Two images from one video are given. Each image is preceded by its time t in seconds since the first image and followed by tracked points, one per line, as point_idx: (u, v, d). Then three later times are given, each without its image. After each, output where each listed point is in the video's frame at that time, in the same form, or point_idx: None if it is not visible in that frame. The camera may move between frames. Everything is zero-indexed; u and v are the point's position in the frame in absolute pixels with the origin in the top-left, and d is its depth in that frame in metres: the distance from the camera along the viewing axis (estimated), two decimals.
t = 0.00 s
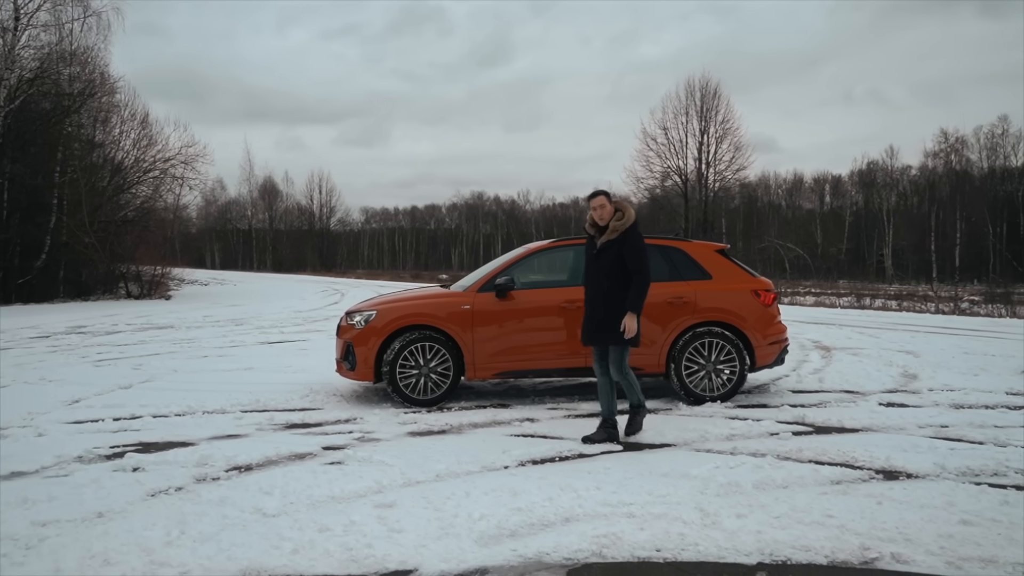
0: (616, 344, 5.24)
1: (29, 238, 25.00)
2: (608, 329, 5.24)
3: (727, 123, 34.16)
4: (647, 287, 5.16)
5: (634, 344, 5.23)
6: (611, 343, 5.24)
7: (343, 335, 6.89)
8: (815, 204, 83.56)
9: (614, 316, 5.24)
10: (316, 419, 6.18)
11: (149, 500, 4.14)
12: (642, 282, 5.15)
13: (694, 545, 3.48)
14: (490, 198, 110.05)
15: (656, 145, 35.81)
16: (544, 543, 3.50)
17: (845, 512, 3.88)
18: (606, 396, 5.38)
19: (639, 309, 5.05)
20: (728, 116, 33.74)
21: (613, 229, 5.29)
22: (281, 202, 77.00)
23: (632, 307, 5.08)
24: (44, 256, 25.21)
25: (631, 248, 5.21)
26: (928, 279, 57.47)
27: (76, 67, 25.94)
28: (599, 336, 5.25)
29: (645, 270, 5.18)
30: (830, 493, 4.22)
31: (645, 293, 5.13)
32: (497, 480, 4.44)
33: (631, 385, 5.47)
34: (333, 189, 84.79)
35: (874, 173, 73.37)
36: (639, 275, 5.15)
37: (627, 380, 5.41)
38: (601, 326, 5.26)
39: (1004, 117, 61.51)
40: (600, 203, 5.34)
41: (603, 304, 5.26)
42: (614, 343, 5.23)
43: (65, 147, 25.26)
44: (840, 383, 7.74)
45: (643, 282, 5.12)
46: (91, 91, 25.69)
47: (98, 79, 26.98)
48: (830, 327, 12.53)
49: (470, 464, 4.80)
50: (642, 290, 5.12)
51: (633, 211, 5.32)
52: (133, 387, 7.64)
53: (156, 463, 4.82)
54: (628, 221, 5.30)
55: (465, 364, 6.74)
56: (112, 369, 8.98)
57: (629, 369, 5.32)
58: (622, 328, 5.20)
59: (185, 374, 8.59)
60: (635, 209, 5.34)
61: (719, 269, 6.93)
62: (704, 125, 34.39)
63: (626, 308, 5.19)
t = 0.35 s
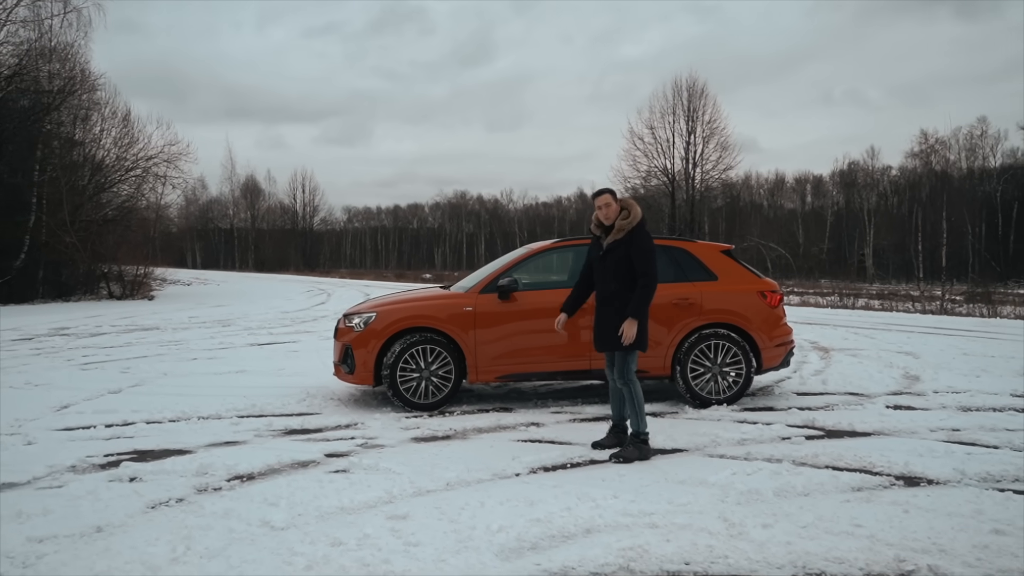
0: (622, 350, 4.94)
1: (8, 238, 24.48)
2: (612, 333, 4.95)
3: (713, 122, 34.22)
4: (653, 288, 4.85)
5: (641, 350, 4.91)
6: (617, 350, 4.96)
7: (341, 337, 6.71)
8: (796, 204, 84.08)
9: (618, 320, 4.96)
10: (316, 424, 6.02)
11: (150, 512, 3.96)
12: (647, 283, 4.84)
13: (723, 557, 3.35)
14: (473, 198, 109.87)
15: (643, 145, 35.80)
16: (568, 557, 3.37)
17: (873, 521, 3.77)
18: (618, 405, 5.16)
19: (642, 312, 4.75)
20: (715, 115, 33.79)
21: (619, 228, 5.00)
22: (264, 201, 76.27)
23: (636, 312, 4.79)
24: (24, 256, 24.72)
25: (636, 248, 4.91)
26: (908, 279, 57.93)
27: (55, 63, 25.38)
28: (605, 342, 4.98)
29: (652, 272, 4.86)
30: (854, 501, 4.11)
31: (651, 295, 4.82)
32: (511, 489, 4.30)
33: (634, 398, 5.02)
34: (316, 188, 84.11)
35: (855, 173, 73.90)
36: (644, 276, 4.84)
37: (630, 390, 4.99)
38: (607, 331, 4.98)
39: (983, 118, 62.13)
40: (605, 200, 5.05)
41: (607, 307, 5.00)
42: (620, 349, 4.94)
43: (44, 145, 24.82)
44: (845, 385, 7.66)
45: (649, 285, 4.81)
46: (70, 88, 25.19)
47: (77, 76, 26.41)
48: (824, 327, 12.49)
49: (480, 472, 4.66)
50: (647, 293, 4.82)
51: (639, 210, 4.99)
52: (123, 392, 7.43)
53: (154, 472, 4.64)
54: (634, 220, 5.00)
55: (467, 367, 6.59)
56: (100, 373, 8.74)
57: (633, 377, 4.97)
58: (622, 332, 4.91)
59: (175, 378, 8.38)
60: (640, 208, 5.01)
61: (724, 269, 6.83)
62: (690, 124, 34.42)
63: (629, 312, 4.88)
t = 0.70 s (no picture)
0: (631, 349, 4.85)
1: None
2: (618, 333, 4.87)
3: (700, 116, 34.22)
4: (658, 287, 4.71)
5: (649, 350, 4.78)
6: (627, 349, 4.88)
7: (339, 334, 6.55)
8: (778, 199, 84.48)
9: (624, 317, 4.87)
10: (315, 423, 5.86)
11: (150, 517, 3.80)
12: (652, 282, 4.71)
13: (752, 560, 3.25)
14: (455, 192, 109.54)
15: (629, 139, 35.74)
16: (592, 561, 3.25)
17: (900, 521, 3.68)
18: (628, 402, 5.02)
19: (646, 314, 4.64)
20: (701, 109, 33.79)
21: (626, 223, 4.88)
22: (245, 196, 75.58)
23: (639, 313, 4.69)
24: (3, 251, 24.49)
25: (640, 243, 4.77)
26: (889, 274, 58.35)
27: (33, 56, 24.91)
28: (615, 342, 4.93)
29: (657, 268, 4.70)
30: (876, 500, 4.02)
31: (655, 294, 4.69)
32: (523, 490, 4.18)
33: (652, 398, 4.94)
34: (299, 183, 83.35)
35: (836, 168, 74.38)
36: (648, 275, 4.71)
37: (648, 389, 4.91)
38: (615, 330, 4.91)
39: (962, 114, 62.69)
40: (612, 194, 4.96)
41: (616, 305, 4.91)
42: (627, 349, 4.86)
43: (22, 138, 24.39)
44: (846, 380, 7.60)
45: (653, 284, 4.69)
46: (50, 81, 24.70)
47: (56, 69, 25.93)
48: (818, 322, 12.45)
49: (489, 472, 4.54)
50: (652, 292, 4.69)
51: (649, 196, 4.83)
52: (112, 390, 7.23)
53: (151, 475, 4.47)
54: (640, 214, 4.85)
55: (468, 364, 6.46)
56: (86, 371, 8.52)
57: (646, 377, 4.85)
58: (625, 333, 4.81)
59: (165, 376, 8.18)
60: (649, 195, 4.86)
61: (728, 264, 6.73)
62: (677, 119, 34.40)
63: (632, 312, 4.78)
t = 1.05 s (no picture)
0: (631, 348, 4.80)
1: None
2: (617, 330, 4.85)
3: (685, 110, 34.21)
4: (649, 287, 4.59)
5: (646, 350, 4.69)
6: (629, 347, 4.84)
7: (336, 329, 6.39)
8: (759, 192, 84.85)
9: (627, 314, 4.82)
10: (313, 422, 5.71)
11: (151, 523, 3.64)
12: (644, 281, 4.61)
13: (781, 566, 3.14)
14: (436, 184, 109.06)
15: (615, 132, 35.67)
16: (617, 568, 3.13)
17: (927, 522, 3.59)
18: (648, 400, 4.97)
19: (634, 314, 4.56)
20: (687, 102, 33.78)
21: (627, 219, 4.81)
22: (225, 187, 74.79)
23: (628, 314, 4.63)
24: None
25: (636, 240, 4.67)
26: (868, 267, 58.77)
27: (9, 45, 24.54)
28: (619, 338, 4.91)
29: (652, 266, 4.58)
30: (898, 500, 3.94)
31: (646, 293, 4.58)
32: (537, 492, 4.05)
33: (661, 396, 4.82)
34: (280, 175, 82.54)
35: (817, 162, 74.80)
36: (639, 274, 4.62)
37: (655, 387, 4.81)
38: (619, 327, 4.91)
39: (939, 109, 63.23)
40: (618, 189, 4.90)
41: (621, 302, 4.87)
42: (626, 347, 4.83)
43: None
44: (848, 375, 7.53)
45: (642, 284, 4.59)
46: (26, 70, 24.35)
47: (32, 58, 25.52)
48: (811, 316, 12.41)
49: (499, 473, 4.41)
50: (644, 291, 4.59)
51: (654, 186, 4.68)
52: (100, 388, 7.03)
53: (148, 478, 4.31)
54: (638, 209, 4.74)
55: (468, 360, 6.32)
56: (72, 368, 8.30)
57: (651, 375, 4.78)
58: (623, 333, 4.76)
59: (154, 372, 7.98)
60: (655, 186, 4.72)
61: (732, 258, 6.63)
62: (662, 112, 34.36)
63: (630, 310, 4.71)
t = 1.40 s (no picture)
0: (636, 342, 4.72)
1: None
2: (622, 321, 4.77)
3: (672, 104, 34.20)
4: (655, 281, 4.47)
5: (652, 346, 4.59)
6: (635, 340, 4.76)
7: (336, 326, 6.24)
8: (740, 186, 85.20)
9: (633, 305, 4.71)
10: (314, 421, 5.57)
11: (157, 529, 3.50)
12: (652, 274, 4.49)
13: (815, 568, 3.06)
14: (418, 178, 108.61)
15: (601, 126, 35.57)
16: (646, 573, 3.03)
17: (956, 522, 3.52)
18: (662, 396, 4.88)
19: (636, 306, 4.47)
20: (673, 96, 33.76)
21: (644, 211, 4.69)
22: (206, 180, 73.90)
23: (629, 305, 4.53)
24: None
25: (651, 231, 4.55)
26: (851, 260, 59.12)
27: None
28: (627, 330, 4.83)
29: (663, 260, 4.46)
30: (922, 498, 3.87)
31: (653, 289, 4.47)
32: (554, 493, 3.94)
33: (674, 394, 4.71)
34: (262, 168, 81.62)
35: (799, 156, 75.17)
36: (646, 266, 4.51)
37: (665, 384, 4.71)
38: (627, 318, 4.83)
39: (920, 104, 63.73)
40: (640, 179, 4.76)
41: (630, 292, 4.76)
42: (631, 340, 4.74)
43: None
44: (850, 370, 7.48)
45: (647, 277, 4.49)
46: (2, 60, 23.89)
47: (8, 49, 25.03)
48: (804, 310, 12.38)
49: (512, 473, 4.29)
50: (649, 284, 4.48)
51: (676, 179, 4.53)
52: (91, 386, 6.85)
53: (151, 481, 4.16)
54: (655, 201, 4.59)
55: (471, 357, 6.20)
56: (59, 365, 8.09)
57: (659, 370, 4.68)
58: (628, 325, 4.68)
59: (144, 369, 7.80)
60: (677, 179, 4.55)
61: (737, 252, 6.55)
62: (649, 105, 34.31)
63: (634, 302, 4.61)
